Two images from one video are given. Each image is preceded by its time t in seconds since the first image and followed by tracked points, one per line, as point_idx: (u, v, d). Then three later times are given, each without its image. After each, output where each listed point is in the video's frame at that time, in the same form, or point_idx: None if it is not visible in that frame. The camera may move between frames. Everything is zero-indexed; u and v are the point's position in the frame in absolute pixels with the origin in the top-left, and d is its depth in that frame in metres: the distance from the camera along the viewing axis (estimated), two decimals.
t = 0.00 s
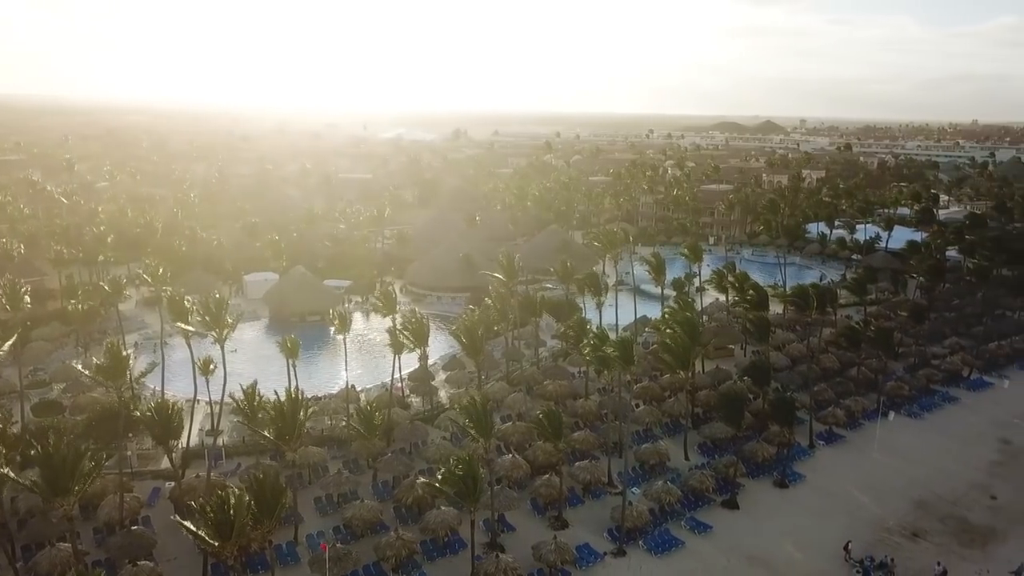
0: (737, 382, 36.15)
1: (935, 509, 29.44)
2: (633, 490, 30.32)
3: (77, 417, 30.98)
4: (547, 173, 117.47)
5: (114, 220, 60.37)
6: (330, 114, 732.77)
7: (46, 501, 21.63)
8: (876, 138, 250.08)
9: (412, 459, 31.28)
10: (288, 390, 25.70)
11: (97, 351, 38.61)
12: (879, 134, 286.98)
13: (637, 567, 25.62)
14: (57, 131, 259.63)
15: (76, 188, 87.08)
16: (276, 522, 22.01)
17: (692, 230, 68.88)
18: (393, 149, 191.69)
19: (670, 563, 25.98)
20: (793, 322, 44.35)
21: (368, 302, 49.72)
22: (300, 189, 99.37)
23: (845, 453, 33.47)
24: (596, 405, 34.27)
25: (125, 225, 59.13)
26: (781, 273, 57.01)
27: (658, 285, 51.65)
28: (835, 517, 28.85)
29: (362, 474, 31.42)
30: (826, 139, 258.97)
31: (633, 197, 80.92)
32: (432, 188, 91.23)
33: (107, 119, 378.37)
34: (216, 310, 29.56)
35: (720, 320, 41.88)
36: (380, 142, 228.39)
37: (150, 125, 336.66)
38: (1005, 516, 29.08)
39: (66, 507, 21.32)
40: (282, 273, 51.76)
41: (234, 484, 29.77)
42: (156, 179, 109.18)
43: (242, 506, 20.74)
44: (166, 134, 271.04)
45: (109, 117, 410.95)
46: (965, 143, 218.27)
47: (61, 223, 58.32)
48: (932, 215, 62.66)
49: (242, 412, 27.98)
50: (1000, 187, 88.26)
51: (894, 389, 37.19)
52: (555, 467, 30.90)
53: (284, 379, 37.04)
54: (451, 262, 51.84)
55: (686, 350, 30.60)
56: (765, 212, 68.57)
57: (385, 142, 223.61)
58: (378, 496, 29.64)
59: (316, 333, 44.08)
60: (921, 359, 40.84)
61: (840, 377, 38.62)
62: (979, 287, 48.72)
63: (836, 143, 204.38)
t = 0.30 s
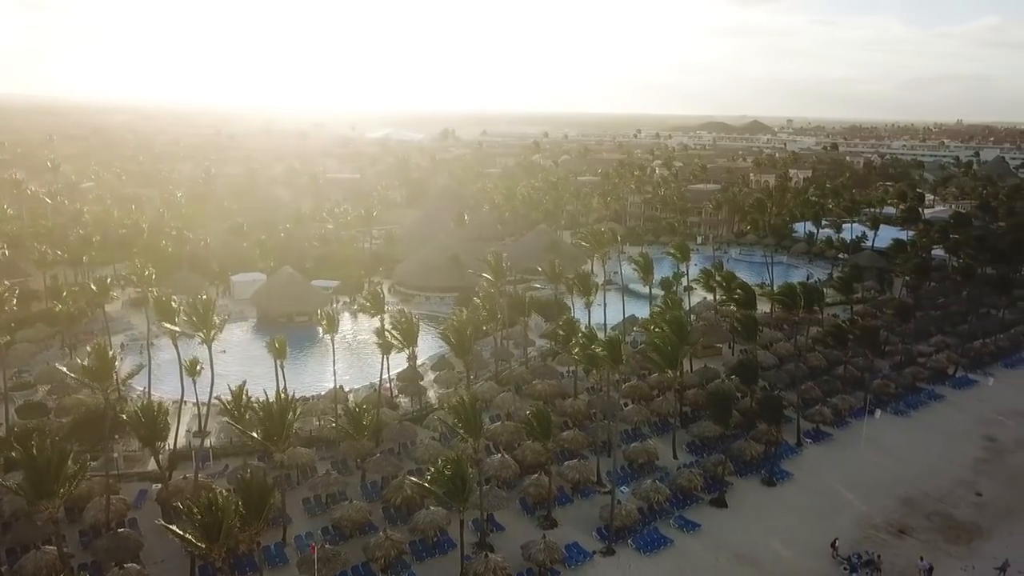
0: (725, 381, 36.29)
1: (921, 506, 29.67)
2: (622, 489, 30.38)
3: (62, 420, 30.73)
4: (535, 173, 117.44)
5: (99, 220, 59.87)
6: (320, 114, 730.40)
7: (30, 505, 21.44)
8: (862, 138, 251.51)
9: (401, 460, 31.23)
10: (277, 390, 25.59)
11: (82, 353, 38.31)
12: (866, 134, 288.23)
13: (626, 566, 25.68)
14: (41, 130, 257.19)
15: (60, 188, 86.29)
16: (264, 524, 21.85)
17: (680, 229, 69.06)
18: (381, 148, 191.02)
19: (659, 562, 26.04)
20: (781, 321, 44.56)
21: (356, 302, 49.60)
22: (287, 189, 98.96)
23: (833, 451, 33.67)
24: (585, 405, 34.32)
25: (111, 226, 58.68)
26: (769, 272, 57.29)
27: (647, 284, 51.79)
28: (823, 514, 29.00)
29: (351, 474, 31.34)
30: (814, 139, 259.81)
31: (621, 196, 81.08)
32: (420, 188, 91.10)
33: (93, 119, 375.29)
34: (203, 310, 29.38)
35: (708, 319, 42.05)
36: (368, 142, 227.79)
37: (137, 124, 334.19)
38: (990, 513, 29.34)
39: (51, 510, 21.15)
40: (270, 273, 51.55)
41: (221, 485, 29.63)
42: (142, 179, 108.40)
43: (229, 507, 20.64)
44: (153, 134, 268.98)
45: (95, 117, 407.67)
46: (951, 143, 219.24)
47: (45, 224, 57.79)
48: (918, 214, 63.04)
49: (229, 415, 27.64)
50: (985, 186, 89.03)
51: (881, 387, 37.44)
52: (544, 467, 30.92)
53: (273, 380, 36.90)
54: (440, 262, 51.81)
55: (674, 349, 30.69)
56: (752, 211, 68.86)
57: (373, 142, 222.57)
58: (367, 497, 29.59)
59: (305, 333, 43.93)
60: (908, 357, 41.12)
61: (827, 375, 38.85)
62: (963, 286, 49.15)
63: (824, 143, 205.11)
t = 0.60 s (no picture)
0: (711, 379, 36.44)
1: (906, 503, 29.92)
2: (609, 488, 30.44)
3: (45, 422, 30.47)
4: (522, 172, 117.51)
5: (82, 221, 59.31)
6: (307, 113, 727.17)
7: (12, 508, 21.24)
8: (848, 138, 252.57)
9: (388, 460, 31.16)
10: (263, 391, 25.49)
11: (65, 354, 37.97)
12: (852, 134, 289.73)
13: (614, 565, 25.74)
14: (23, 129, 254.41)
15: (42, 189, 85.42)
16: (251, 525, 21.74)
17: (666, 229, 69.31)
18: (367, 148, 190.39)
19: (646, 560, 26.12)
20: (766, 319, 44.82)
21: (343, 302, 49.49)
22: (272, 189, 98.51)
23: (818, 449, 33.86)
24: (572, 404, 34.37)
25: (94, 226, 58.17)
26: (755, 270, 57.65)
27: (633, 283, 51.94)
28: (808, 511, 29.19)
29: (338, 475, 31.25)
30: (800, 138, 260.78)
31: (607, 196, 81.28)
32: (406, 188, 90.90)
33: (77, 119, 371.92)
34: (188, 311, 29.17)
35: (694, 318, 42.24)
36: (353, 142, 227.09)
37: (122, 124, 331.50)
38: (974, 509, 29.63)
39: (34, 513, 20.97)
40: (256, 273, 51.32)
41: (207, 487, 29.49)
42: (125, 179, 107.51)
43: (216, 509, 20.55)
44: (138, 134, 266.61)
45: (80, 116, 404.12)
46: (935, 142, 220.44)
47: (27, 224, 57.18)
48: (901, 213, 63.46)
49: (214, 416, 27.63)
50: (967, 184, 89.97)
51: (865, 385, 37.70)
52: (532, 466, 30.94)
53: (259, 381, 36.74)
54: (426, 262, 51.76)
55: (661, 348, 30.80)
56: (738, 210, 69.22)
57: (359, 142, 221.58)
58: (354, 498, 29.51)
59: (291, 334, 43.78)
60: (892, 355, 41.47)
61: (813, 373, 39.07)
62: (946, 284, 49.63)
63: (809, 143, 205.85)
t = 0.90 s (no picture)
0: (697, 378, 36.62)
1: (890, 499, 30.19)
2: (596, 486, 30.52)
3: (27, 424, 30.20)
4: (508, 171, 117.62)
5: (64, 221, 58.74)
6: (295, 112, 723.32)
7: None
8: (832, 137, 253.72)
9: (374, 460, 31.12)
10: (248, 392, 25.36)
11: (48, 356, 37.64)
12: (838, 133, 291.29)
13: (601, 563, 25.82)
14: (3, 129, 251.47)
15: (22, 188, 84.47)
16: (237, 527, 21.66)
17: (652, 228, 69.62)
18: (353, 148, 189.70)
19: (633, 558, 26.21)
20: (751, 318, 45.06)
21: (328, 302, 49.39)
22: (257, 189, 98.05)
23: (803, 446, 34.08)
24: (558, 403, 34.42)
25: (77, 226, 57.60)
26: (740, 269, 58.03)
27: (620, 282, 52.07)
28: (794, 508, 29.39)
29: (324, 475, 31.17)
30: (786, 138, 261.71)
31: (593, 196, 81.49)
32: (392, 187, 90.75)
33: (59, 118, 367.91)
34: (171, 311, 28.90)
35: (680, 316, 42.40)
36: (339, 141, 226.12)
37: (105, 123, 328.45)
38: (956, 505, 29.94)
39: (16, 516, 20.78)
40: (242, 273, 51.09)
41: (192, 488, 29.35)
42: (108, 179, 106.54)
43: (202, 510, 20.44)
44: (123, 134, 264.32)
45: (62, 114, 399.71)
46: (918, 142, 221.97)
47: (8, 224, 56.54)
48: (885, 213, 63.35)
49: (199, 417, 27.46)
50: (948, 183, 90.95)
51: (850, 382, 37.99)
52: (519, 465, 31.00)
53: (244, 382, 36.60)
54: (413, 261, 51.74)
55: (647, 346, 30.90)
56: (723, 209, 69.67)
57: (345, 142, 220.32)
58: (340, 498, 29.44)
59: (277, 334, 43.62)
60: (876, 352, 41.81)
61: (798, 371, 39.33)
62: (929, 282, 50.13)
63: (794, 142, 206.71)
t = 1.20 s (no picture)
0: (686, 376, 36.74)
1: (879, 496, 30.38)
2: (586, 485, 30.59)
3: (13, 426, 29.98)
4: (498, 171, 117.58)
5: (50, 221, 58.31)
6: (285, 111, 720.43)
7: None
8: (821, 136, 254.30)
9: (364, 460, 31.07)
10: (236, 392, 25.26)
11: (35, 357, 37.37)
12: (827, 132, 292.08)
13: (591, 562, 25.87)
14: None
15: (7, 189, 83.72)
16: (226, 528, 21.57)
17: (641, 227, 69.79)
18: (342, 147, 188.94)
19: (623, 556, 26.28)
20: (741, 316, 45.25)
21: (317, 302, 49.28)
22: (245, 189, 97.61)
23: (792, 444, 34.26)
24: (549, 402, 34.45)
25: (63, 227, 57.18)
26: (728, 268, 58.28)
27: (609, 282, 52.19)
28: (784, 506, 29.54)
29: (314, 475, 31.10)
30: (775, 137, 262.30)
31: (583, 195, 81.58)
32: (382, 187, 90.58)
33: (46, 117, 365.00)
34: (159, 313, 28.73)
35: (669, 315, 42.54)
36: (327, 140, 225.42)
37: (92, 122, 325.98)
38: (943, 501, 30.17)
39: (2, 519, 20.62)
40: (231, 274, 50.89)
41: (181, 489, 29.23)
42: (95, 179, 105.75)
43: (190, 512, 20.34)
44: (110, 133, 262.11)
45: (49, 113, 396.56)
46: (905, 142, 222.62)
47: None
48: (873, 211, 63.91)
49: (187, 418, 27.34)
50: (935, 182, 91.59)
51: (838, 380, 38.22)
52: (509, 464, 31.02)
53: (233, 382, 36.50)
54: (402, 261, 51.66)
55: (637, 345, 30.99)
56: (711, 208, 69.95)
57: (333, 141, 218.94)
58: (330, 498, 29.37)
59: (266, 334, 43.48)
60: (864, 350, 42.06)
61: (787, 369, 39.51)
62: (917, 280, 50.47)
63: (781, 143, 205.99)
